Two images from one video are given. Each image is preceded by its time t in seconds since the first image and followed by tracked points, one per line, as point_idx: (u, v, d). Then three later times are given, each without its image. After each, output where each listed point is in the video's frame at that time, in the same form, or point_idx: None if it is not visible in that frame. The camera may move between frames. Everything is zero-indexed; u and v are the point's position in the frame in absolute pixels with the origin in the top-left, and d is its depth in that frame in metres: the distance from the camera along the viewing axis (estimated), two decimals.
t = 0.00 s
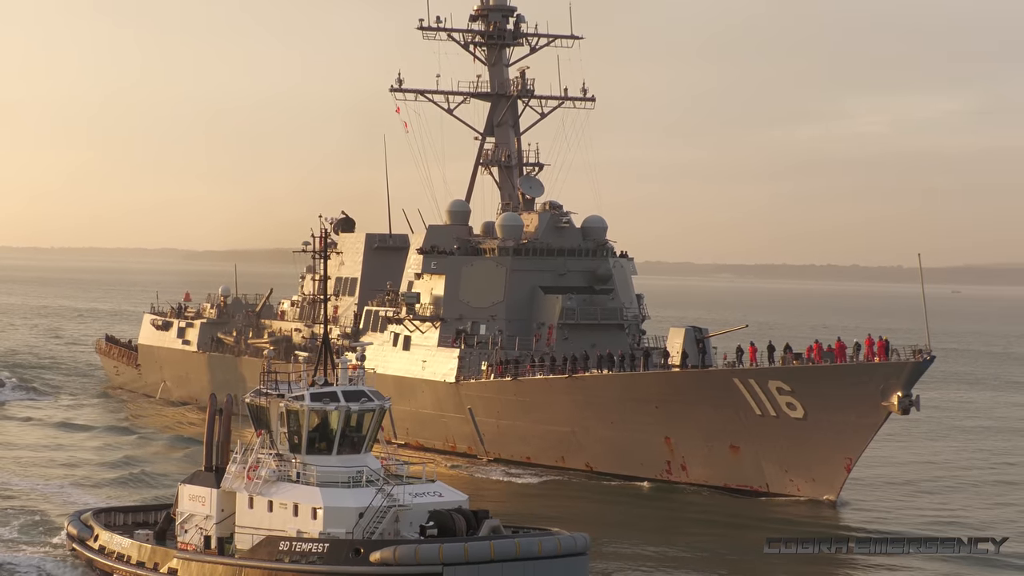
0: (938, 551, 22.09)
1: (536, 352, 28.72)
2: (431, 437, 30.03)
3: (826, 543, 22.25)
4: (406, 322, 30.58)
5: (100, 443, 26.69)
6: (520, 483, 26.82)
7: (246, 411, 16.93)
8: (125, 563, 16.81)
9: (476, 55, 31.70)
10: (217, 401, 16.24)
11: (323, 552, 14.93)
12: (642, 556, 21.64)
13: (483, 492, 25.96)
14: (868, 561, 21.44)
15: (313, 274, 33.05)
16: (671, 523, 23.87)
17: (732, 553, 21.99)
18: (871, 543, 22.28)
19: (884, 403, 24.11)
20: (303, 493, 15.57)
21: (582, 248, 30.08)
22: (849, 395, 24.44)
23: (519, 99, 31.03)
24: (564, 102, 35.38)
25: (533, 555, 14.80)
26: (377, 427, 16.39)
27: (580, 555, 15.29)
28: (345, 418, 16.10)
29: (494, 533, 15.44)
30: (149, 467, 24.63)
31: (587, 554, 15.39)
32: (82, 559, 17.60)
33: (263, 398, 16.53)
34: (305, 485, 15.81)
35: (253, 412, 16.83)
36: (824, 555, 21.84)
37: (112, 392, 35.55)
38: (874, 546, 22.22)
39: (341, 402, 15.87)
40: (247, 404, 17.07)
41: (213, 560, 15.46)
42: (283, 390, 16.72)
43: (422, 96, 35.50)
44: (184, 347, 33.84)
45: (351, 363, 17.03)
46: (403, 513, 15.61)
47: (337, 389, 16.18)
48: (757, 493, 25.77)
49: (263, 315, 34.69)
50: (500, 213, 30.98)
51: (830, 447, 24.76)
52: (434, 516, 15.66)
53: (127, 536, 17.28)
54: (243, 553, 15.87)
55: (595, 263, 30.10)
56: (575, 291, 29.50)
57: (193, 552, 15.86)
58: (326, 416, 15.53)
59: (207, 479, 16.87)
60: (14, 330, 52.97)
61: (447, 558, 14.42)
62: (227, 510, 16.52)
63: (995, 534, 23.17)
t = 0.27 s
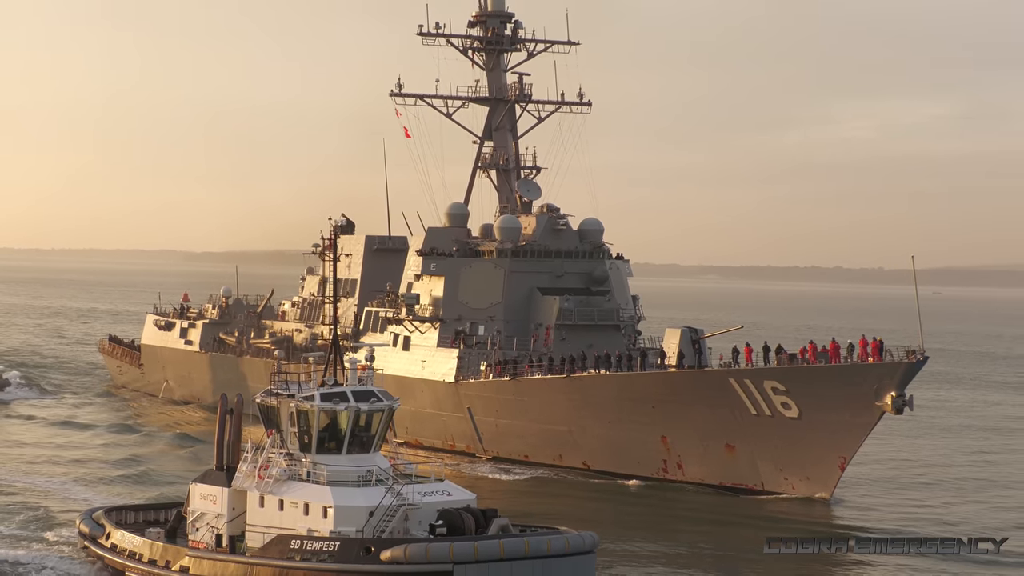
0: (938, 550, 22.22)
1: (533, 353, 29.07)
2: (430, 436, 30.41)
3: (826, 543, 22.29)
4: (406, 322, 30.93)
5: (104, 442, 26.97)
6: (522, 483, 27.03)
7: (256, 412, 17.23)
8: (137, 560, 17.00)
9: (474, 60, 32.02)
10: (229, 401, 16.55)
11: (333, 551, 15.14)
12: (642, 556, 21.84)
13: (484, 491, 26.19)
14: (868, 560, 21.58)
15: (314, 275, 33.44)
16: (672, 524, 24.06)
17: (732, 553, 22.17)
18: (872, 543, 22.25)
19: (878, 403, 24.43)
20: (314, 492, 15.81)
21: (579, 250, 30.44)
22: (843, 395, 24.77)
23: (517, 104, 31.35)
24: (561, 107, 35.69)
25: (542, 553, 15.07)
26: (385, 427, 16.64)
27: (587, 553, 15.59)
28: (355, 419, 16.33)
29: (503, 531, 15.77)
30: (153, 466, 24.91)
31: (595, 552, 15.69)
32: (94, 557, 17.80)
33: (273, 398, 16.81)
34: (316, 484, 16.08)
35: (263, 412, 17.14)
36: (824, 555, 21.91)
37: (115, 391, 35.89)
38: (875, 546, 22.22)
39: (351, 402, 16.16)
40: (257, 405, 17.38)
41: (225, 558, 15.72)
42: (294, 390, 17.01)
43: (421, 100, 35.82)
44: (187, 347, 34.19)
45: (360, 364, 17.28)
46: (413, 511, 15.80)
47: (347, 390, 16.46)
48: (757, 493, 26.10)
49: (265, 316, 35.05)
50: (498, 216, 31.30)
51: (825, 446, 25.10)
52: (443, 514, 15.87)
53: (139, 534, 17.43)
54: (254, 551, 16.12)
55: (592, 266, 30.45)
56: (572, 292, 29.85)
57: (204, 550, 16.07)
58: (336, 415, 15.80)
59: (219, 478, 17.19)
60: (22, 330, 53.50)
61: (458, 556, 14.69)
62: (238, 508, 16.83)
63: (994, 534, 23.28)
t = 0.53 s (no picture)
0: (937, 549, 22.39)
1: (531, 352, 29.43)
2: (429, 434, 30.83)
3: (826, 543, 22.58)
4: (405, 322, 31.27)
5: (109, 440, 27.32)
6: (524, 481, 27.29)
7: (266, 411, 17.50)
8: (148, 558, 17.29)
9: (473, 64, 32.37)
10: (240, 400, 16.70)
11: (344, 548, 15.29)
12: (641, 554, 22.09)
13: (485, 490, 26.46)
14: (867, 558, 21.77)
15: (314, 276, 33.82)
16: (673, 523, 24.27)
17: (732, 551, 22.40)
18: (871, 543, 22.47)
19: (872, 402, 24.79)
20: (324, 490, 16.06)
21: (576, 251, 30.80)
22: (838, 394, 25.13)
23: (515, 108, 31.67)
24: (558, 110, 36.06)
25: (552, 551, 15.10)
26: (395, 426, 16.93)
27: (596, 552, 15.63)
28: (364, 418, 16.63)
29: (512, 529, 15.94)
30: (157, 465, 25.25)
31: (603, 551, 15.74)
32: (105, 554, 18.11)
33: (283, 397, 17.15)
34: (326, 482, 16.37)
35: (273, 411, 17.43)
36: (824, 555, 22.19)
37: (118, 390, 36.25)
38: (874, 545, 22.46)
39: (361, 401, 16.48)
40: (267, 403, 17.62)
41: (236, 555, 16.02)
42: (304, 390, 17.26)
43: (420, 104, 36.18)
44: (189, 347, 34.53)
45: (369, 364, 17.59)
46: (422, 510, 16.04)
47: (356, 390, 16.78)
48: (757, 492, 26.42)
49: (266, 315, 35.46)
50: (496, 218, 31.65)
51: (819, 444, 25.45)
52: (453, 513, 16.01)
53: (150, 532, 17.70)
54: (265, 549, 16.38)
55: (589, 266, 30.81)
56: (569, 292, 30.22)
57: (215, 548, 16.29)
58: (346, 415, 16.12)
59: (230, 477, 17.53)
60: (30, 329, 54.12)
61: (467, 554, 14.75)
62: (249, 507, 17.15)
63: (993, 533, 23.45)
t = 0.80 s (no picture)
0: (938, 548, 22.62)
1: (529, 353, 29.78)
2: (429, 433, 31.27)
3: (827, 543, 22.72)
4: (405, 324, 31.54)
5: (114, 440, 27.67)
6: (523, 481, 27.60)
7: (276, 411, 17.90)
8: (159, 557, 17.66)
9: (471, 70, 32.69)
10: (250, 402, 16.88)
11: (355, 548, 15.61)
12: (639, 553, 22.39)
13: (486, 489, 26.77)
14: (867, 558, 22.01)
15: (315, 278, 34.15)
16: (674, 523, 24.54)
17: (733, 551, 22.66)
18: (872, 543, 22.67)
19: (866, 403, 25.15)
20: (334, 490, 16.41)
21: (573, 254, 31.16)
22: (833, 395, 25.48)
23: (513, 113, 31.99)
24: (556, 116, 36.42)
25: (560, 551, 15.44)
26: (403, 427, 17.34)
27: (603, 552, 15.99)
28: (373, 419, 17.01)
29: (520, 528, 16.39)
30: (163, 464, 25.59)
31: (610, 551, 16.11)
32: (116, 553, 18.50)
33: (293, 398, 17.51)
34: (337, 482, 16.71)
35: (284, 412, 17.77)
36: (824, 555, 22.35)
37: (122, 390, 36.63)
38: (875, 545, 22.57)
39: (370, 402, 16.85)
40: (277, 404, 17.96)
41: (248, 554, 16.35)
42: (314, 390, 17.65)
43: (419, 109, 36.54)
44: (191, 347, 34.89)
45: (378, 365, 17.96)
46: (431, 509, 16.34)
47: (366, 391, 17.15)
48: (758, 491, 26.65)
49: (267, 317, 35.85)
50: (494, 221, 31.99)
51: (814, 444, 25.81)
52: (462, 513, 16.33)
53: (161, 531, 18.09)
54: (276, 548, 16.76)
55: (586, 269, 31.19)
56: (567, 295, 30.61)
57: (226, 547, 16.67)
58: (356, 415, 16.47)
59: (241, 476, 17.90)
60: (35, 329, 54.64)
61: (477, 554, 15.07)
62: (260, 506, 17.46)
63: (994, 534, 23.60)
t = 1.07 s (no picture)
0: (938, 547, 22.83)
1: (527, 353, 30.53)
2: (430, 428, 32.04)
3: (827, 543, 23.02)
4: (407, 324, 32.29)
5: (126, 436, 28.44)
6: (522, 477, 28.35)
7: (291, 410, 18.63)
8: (177, 550, 18.43)
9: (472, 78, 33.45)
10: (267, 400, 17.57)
11: (368, 542, 16.38)
12: (635, 545, 23.09)
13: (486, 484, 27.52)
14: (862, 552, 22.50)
15: (319, 279, 34.91)
16: (674, 519, 25.16)
17: (730, 545, 23.23)
18: (871, 543, 22.95)
19: (856, 401, 25.94)
20: (348, 486, 17.23)
21: (569, 256, 31.98)
22: (823, 394, 26.25)
23: (512, 121, 32.67)
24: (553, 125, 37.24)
25: (568, 545, 16.18)
26: (414, 425, 18.10)
27: (609, 547, 16.70)
28: (385, 418, 17.80)
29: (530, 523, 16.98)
30: (176, 460, 26.33)
31: (616, 546, 16.83)
32: (135, 545, 19.31)
33: (308, 397, 18.38)
34: (350, 478, 17.50)
35: (298, 410, 18.58)
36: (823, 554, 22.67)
37: (131, 387, 37.48)
38: (874, 546, 22.87)
39: (382, 401, 17.68)
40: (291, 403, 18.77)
41: (263, 548, 17.05)
42: (327, 389, 18.50)
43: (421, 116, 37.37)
44: (199, 347, 35.70)
45: (390, 365, 18.76)
46: (442, 505, 17.17)
47: (378, 390, 17.97)
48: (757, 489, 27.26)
49: (273, 317, 36.60)
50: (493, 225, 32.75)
51: (806, 441, 26.57)
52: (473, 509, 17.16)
53: (177, 526, 18.85)
54: (291, 541, 17.58)
55: (583, 271, 31.97)
56: (564, 296, 31.40)
57: (242, 541, 17.40)
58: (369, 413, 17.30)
59: (256, 472, 18.70)
60: (49, 329, 55.58)
61: (488, 548, 15.80)
62: (275, 501, 18.33)
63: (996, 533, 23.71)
